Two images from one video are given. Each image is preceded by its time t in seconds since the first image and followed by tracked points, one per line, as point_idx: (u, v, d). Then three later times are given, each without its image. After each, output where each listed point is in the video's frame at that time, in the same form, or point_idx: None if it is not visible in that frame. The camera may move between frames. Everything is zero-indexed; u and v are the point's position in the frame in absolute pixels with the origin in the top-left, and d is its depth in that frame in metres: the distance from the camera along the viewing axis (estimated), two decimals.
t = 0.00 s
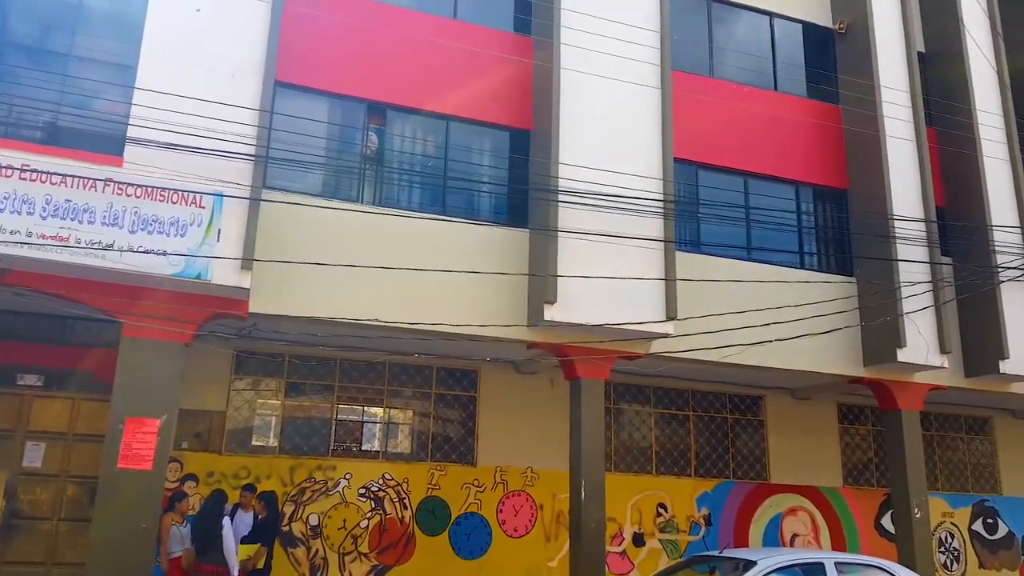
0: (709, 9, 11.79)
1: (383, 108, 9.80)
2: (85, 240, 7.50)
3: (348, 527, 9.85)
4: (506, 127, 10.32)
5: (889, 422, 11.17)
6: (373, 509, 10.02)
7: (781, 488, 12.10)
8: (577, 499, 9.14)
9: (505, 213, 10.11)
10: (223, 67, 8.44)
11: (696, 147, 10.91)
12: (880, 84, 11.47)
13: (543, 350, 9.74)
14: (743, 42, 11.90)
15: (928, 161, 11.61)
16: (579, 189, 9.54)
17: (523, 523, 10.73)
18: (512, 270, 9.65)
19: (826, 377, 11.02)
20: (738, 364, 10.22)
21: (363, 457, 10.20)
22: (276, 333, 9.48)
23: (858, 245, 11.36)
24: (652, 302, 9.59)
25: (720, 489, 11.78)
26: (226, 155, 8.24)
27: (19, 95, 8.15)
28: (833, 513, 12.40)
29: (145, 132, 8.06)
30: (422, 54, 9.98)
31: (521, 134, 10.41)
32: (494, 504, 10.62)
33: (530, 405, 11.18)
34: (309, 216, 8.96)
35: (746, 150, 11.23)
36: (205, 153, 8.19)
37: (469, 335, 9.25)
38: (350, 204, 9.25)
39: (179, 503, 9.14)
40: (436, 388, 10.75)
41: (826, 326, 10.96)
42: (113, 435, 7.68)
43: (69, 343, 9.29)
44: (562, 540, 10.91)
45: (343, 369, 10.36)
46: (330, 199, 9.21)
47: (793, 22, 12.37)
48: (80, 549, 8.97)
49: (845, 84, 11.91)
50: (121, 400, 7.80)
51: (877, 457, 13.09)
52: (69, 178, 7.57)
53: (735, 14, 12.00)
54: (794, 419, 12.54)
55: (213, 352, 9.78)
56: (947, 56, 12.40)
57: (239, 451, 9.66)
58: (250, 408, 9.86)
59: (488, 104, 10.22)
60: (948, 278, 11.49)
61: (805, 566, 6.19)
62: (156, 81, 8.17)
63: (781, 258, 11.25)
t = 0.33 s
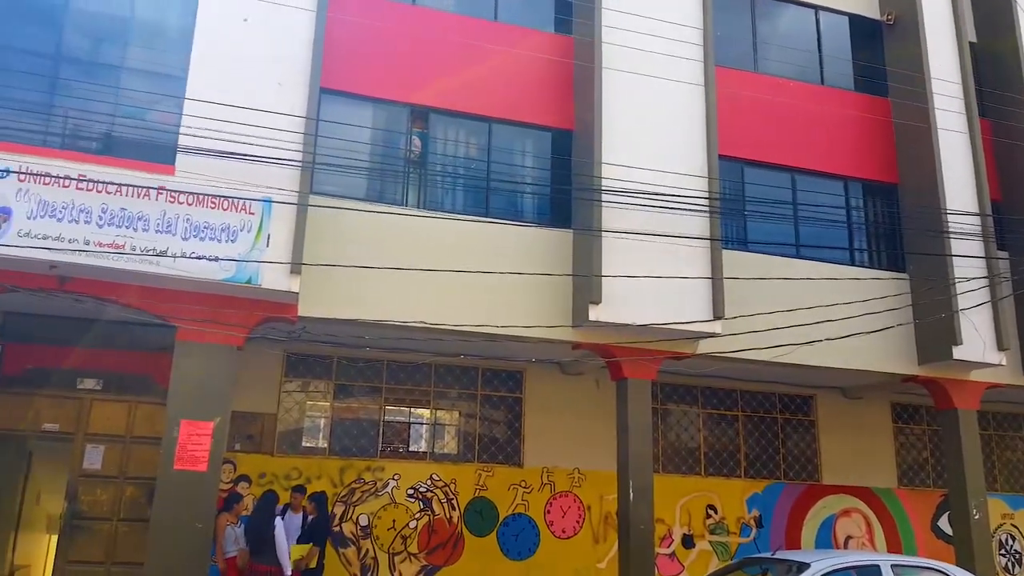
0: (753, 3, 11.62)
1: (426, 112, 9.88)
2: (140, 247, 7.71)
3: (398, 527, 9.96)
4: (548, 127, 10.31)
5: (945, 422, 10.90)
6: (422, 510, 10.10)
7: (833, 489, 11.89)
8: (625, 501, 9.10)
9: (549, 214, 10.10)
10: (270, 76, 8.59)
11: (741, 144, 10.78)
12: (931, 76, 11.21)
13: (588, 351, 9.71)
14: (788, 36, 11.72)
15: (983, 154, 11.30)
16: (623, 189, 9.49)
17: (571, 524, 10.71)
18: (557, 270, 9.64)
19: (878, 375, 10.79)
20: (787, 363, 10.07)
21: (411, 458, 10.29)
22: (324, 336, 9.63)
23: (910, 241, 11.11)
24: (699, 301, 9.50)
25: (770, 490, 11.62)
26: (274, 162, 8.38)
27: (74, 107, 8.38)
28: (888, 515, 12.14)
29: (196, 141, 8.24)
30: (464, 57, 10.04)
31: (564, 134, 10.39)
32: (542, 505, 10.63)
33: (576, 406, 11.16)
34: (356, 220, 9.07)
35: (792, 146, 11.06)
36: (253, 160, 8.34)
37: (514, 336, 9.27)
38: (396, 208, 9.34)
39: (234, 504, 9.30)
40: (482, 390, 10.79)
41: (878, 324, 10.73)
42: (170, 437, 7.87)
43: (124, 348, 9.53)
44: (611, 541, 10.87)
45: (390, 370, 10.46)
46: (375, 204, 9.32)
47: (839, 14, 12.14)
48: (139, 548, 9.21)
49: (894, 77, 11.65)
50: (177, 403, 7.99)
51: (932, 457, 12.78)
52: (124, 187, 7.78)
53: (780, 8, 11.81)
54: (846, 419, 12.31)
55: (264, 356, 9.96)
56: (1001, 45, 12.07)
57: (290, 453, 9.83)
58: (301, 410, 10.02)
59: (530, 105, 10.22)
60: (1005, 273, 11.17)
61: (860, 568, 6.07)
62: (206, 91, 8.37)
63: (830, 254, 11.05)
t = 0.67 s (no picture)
0: None
1: (469, 114, 9.92)
2: (193, 253, 7.88)
3: (447, 528, 10.02)
4: (591, 127, 10.26)
5: (1006, 421, 10.58)
6: (470, 511, 10.14)
7: (889, 490, 11.62)
8: (675, 502, 9.01)
9: (593, 213, 10.05)
10: (316, 82, 8.71)
11: (788, 140, 10.60)
12: (986, 65, 10.90)
13: (635, 351, 9.64)
14: (835, 27, 11.47)
15: None
16: (668, 187, 9.41)
17: (620, 526, 10.65)
18: (602, 270, 9.59)
19: (934, 373, 10.52)
20: (839, 362, 9.87)
21: (458, 460, 10.33)
22: (372, 339, 9.74)
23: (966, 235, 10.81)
24: (748, 299, 9.37)
25: (824, 491, 11.40)
26: (321, 167, 8.49)
27: (127, 117, 8.59)
28: (947, 517, 11.82)
29: (245, 148, 8.39)
30: (505, 58, 10.06)
31: (607, 133, 10.33)
32: (590, 506, 10.59)
33: (624, 407, 11.10)
34: (402, 224, 9.15)
35: (841, 140, 10.84)
36: (301, 166, 8.45)
37: (560, 336, 9.25)
38: (441, 211, 9.40)
39: (285, 505, 9.43)
40: (528, 391, 10.80)
41: (933, 321, 10.46)
42: (223, 439, 8.03)
43: (179, 352, 9.76)
44: (661, 543, 10.78)
45: (437, 372, 10.52)
46: (420, 206, 9.38)
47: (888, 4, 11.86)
48: (195, 547, 9.43)
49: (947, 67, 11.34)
50: (231, 406, 8.15)
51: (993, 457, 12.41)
52: (177, 195, 7.98)
53: None
54: (901, 418, 12.02)
55: (314, 359, 10.11)
56: None
57: (340, 454, 9.95)
58: (349, 412, 10.14)
59: (572, 105, 10.19)
60: None
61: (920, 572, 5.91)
62: (254, 99, 8.52)
63: (883, 250, 10.80)
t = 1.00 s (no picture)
0: None
1: (511, 115, 9.92)
2: (242, 259, 8.01)
3: (495, 529, 10.03)
4: (634, 125, 10.17)
5: None
6: (518, 512, 10.14)
7: (948, 492, 11.30)
8: (725, 504, 8.89)
9: (637, 213, 9.95)
10: (360, 88, 8.79)
11: (836, 134, 10.38)
12: None
13: (683, 351, 9.54)
14: (884, 16, 11.19)
15: None
16: (714, 184, 9.28)
17: (669, 528, 10.54)
18: (648, 270, 9.50)
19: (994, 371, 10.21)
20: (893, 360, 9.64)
21: (505, 461, 10.33)
22: (418, 341, 9.79)
23: None
24: (798, 297, 9.19)
25: (880, 492, 11.13)
26: (366, 171, 8.56)
27: (177, 127, 8.77)
28: (1010, 518, 11.45)
29: (291, 154, 8.51)
30: (546, 59, 10.03)
31: (650, 131, 10.22)
32: (639, 507, 10.50)
33: (672, 408, 10.99)
34: (447, 226, 9.18)
35: (892, 133, 10.58)
36: (347, 170, 8.53)
37: (606, 337, 9.19)
38: (484, 212, 9.41)
39: (336, 505, 9.42)
40: (574, 392, 10.76)
41: (992, 317, 10.14)
42: (274, 441, 8.15)
43: (229, 356, 9.94)
44: (712, 545, 10.64)
45: (482, 373, 10.54)
46: (463, 208, 9.41)
47: None
48: (248, 547, 9.59)
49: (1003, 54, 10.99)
50: (281, 409, 8.27)
51: None
52: (226, 202, 8.12)
53: None
54: (959, 417, 11.68)
55: (361, 361, 10.22)
56: None
57: (388, 455, 10.03)
58: (396, 413, 10.21)
59: (615, 104, 10.12)
60: None
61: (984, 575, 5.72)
62: (299, 106, 8.64)
63: (938, 245, 10.50)
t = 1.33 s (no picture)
0: None
1: (551, 116, 9.88)
2: (287, 263, 8.11)
3: (540, 531, 10.00)
4: (676, 123, 10.06)
5: None
6: (563, 514, 10.09)
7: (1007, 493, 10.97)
8: (775, 506, 8.75)
9: (680, 211, 9.84)
10: (400, 91, 8.84)
11: (884, 128, 10.16)
12: None
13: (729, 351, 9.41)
14: (933, 7, 10.91)
15: None
16: (759, 181, 9.13)
17: (717, 530, 10.41)
18: (692, 269, 9.38)
19: None
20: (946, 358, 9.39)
21: (550, 463, 10.30)
22: (461, 343, 9.82)
23: None
24: (847, 295, 9.00)
25: (935, 494, 10.85)
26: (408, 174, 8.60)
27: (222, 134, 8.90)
28: None
29: (333, 159, 8.58)
30: (586, 58, 9.98)
31: (692, 129, 10.10)
32: (686, 510, 10.39)
33: (718, 409, 10.85)
34: (489, 228, 9.18)
35: (942, 125, 10.31)
36: (389, 174, 8.57)
37: (650, 337, 9.10)
38: (526, 213, 9.39)
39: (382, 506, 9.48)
40: (617, 393, 10.69)
41: None
42: (321, 443, 8.23)
43: (275, 359, 10.07)
44: (762, 547, 10.47)
45: (525, 375, 10.53)
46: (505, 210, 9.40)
47: None
48: (295, 548, 9.69)
49: None
50: (328, 411, 8.34)
51: None
52: (271, 207, 8.23)
53: None
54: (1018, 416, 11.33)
55: (404, 364, 10.28)
56: None
57: (432, 457, 10.07)
58: (440, 415, 10.25)
59: (655, 101, 10.03)
60: None
61: None
62: (341, 111, 8.71)
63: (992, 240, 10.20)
